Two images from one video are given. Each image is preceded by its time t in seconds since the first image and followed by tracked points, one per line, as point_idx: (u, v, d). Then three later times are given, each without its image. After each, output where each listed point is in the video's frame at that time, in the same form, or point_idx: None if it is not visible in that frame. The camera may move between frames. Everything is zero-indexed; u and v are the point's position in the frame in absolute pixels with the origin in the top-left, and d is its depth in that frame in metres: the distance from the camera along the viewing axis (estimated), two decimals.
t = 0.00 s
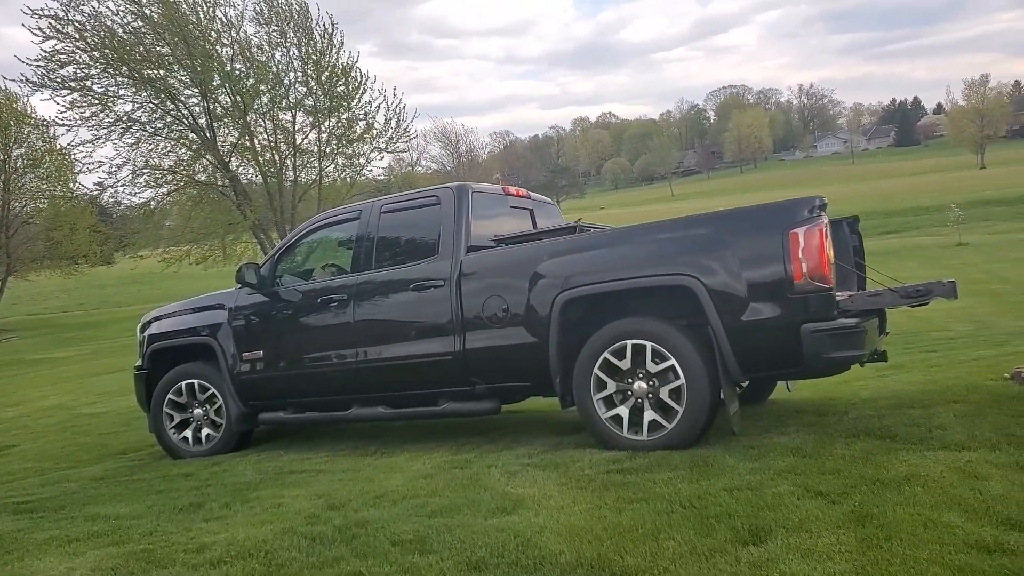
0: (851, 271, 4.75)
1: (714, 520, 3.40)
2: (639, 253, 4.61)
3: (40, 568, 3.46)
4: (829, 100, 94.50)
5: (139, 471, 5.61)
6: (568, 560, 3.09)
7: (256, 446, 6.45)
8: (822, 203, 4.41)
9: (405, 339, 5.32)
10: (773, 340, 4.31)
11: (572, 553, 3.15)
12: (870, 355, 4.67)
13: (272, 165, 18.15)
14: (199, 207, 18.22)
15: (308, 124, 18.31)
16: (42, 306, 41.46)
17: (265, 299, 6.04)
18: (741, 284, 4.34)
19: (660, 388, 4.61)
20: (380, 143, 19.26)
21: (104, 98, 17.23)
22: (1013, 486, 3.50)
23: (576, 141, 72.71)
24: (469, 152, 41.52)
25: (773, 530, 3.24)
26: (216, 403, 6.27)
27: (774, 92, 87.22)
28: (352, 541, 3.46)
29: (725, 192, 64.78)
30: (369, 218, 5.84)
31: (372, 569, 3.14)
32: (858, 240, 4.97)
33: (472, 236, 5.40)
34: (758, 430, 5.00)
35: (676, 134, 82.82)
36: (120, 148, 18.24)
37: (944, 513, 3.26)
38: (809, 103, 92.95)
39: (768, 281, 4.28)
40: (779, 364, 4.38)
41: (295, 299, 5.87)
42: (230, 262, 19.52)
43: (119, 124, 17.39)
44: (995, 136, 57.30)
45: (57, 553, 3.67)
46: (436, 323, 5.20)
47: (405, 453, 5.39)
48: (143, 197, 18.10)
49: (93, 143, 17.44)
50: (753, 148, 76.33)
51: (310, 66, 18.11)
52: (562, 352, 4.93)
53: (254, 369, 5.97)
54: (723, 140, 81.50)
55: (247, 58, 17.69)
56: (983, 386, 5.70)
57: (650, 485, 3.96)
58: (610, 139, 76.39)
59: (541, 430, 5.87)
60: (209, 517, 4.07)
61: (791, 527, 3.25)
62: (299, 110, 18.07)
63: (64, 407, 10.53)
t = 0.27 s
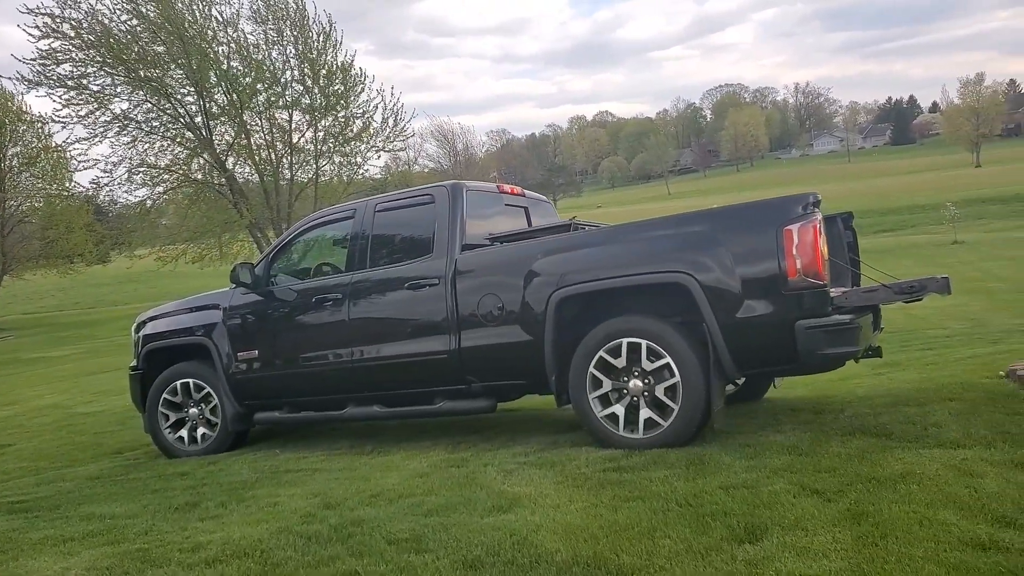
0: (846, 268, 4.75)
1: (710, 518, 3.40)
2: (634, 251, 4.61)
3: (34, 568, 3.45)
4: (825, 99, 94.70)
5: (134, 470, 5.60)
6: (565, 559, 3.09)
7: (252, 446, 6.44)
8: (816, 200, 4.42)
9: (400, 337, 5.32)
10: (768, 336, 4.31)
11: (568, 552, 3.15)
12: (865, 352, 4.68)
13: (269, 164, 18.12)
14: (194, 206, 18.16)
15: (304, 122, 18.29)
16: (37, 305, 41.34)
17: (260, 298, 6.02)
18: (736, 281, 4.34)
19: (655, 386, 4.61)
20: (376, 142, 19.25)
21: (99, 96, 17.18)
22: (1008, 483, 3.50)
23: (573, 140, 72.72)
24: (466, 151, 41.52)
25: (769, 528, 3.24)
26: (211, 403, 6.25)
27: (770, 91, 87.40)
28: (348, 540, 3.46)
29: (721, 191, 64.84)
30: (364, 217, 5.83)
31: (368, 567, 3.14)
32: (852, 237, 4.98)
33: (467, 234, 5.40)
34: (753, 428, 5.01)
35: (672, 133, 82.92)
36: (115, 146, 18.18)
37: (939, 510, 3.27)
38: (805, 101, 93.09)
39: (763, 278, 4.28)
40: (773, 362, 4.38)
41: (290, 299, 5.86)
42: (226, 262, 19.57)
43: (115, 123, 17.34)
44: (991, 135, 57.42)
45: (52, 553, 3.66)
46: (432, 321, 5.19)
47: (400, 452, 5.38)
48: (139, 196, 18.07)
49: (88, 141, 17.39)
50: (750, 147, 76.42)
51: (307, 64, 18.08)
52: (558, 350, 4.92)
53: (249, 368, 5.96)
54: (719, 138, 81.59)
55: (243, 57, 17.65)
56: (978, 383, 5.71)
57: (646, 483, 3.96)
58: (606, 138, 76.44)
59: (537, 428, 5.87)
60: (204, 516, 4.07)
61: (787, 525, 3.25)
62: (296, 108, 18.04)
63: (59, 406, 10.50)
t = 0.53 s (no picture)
0: (845, 267, 4.76)
1: (709, 516, 3.41)
2: (632, 250, 4.61)
3: (33, 568, 3.45)
4: (824, 97, 94.72)
5: (134, 470, 5.60)
6: (563, 557, 3.09)
7: (251, 445, 6.45)
8: (815, 199, 4.42)
9: (399, 337, 5.32)
10: (766, 335, 4.32)
11: (567, 550, 3.15)
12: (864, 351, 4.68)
13: (267, 164, 18.11)
14: (192, 206, 18.16)
15: (302, 122, 18.30)
16: (35, 306, 41.29)
17: (259, 298, 6.03)
18: (734, 280, 4.35)
19: (654, 385, 4.61)
20: (374, 141, 19.24)
21: (97, 96, 17.18)
22: (1005, 480, 3.51)
23: (571, 139, 72.73)
24: (464, 150, 41.52)
25: (767, 526, 3.25)
26: (210, 402, 6.26)
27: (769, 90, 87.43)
28: (347, 539, 3.47)
29: (720, 189, 64.84)
30: (362, 217, 5.84)
31: (367, 566, 3.15)
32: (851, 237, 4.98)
33: (466, 234, 5.40)
34: (752, 427, 5.02)
35: (671, 132, 82.93)
36: (113, 147, 18.19)
37: (937, 507, 3.28)
38: (804, 100, 93.10)
39: (761, 277, 4.29)
40: (771, 360, 4.39)
41: (288, 298, 5.86)
42: (225, 261, 19.27)
43: (113, 123, 17.35)
44: (989, 132, 57.46)
45: (51, 553, 3.67)
46: (430, 321, 5.20)
47: (399, 451, 5.39)
48: (137, 196, 18.07)
49: (86, 141, 17.39)
50: (748, 145, 76.44)
51: (305, 64, 18.09)
52: (557, 349, 4.93)
53: (248, 368, 5.96)
54: (718, 137, 81.63)
55: (242, 57, 17.65)
56: (975, 381, 5.72)
57: (644, 481, 3.97)
58: (605, 137, 76.46)
59: (537, 427, 5.88)
60: (204, 516, 4.07)
61: (785, 523, 3.26)
62: (294, 108, 18.04)
63: (58, 407, 10.50)
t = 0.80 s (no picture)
0: (843, 264, 4.76)
1: (707, 514, 3.41)
2: (632, 247, 4.60)
3: (32, 568, 3.45)
4: (823, 93, 94.66)
5: (132, 469, 5.60)
6: (562, 555, 3.09)
7: (250, 444, 6.44)
8: (814, 196, 4.41)
9: (397, 335, 5.31)
10: (765, 332, 4.31)
11: (565, 548, 3.16)
12: (863, 347, 4.68)
13: (265, 162, 18.07)
14: (191, 205, 18.14)
15: (300, 120, 18.27)
16: (34, 306, 41.26)
17: (257, 297, 6.02)
18: (732, 277, 4.34)
19: (652, 382, 4.61)
20: (373, 139, 19.21)
21: (95, 95, 17.15)
22: (1005, 477, 3.51)
23: (570, 136, 72.69)
24: (462, 148, 41.48)
25: (766, 523, 3.25)
26: (209, 401, 6.25)
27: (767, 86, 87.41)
28: (346, 537, 3.46)
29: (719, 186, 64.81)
30: (360, 215, 5.83)
31: (366, 565, 3.14)
32: (850, 233, 4.98)
33: (464, 232, 5.39)
34: (751, 424, 5.02)
35: (669, 129, 82.90)
36: (112, 146, 18.17)
37: (936, 504, 3.28)
38: (802, 96, 93.05)
39: (759, 274, 4.28)
40: (770, 357, 4.38)
41: (286, 297, 5.86)
42: (224, 260, 19.22)
43: (110, 122, 17.33)
44: (988, 128, 57.44)
45: (50, 553, 3.66)
46: (429, 319, 5.20)
47: (397, 450, 5.38)
48: (136, 195, 18.05)
49: (84, 140, 17.37)
50: (747, 141, 76.41)
51: (303, 62, 18.07)
52: (555, 346, 4.92)
53: (247, 366, 5.95)
54: (717, 134, 81.61)
55: (240, 55, 17.64)
56: (973, 377, 5.72)
57: (643, 479, 3.97)
58: (603, 134, 76.44)
59: (535, 425, 5.87)
60: (202, 515, 4.07)
61: (784, 520, 3.26)
62: (292, 106, 18.02)
63: (57, 407, 10.48)
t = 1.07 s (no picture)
0: (843, 271, 4.75)
1: (705, 520, 3.40)
2: (633, 250, 4.59)
3: (26, 564, 3.43)
4: (824, 100, 94.77)
5: (128, 466, 5.58)
6: (558, 559, 3.08)
7: (247, 442, 6.42)
8: (814, 203, 4.41)
9: (397, 336, 5.30)
10: (765, 338, 4.31)
11: (561, 553, 3.15)
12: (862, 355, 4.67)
13: (267, 160, 18.05)
14: (192, 202, 18.13)
15: (303, 118, 18.26)
16: (33, 300, 41.22)
17: (256, 295, 6.01)
18: (732, 282, 4.34)
19: (651, 387, 4.60)
20: (374, 138, 19.20)
21: (98, 91, 17.15)
22: (1003, 488, 3.51)
23: (571, 139, 72.75)
24: (464, 149, 41.51)
25: (763, 530, 3.24)
26: (207, 399, 6.23)
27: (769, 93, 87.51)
28: (341, 538, 3.45)
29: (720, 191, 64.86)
30: (361, 215, 5.82)
31: (360, 566, 3.13)
32: (849, 241, 4.97)
33: (465, 233, 5.38)
34: (749, 430, 5.01)
35: (671, 133, 82.99)
36: (114, 142, 18.16)
37: (934, 514, 3.27)
38: (804, 103, 93.16)
39: (759, 280, 4.28)
40: (769, 363, 4.38)
41: (286, 295, 5.84)
42: (224, 257, 19.21)
43: (113, 118, 17.32)
44: (988, 138, 57.52)
45: (44, 549, 3.65)
46: (429, 320, 5.19)
47: (394, 450, 5.36)
48: (137, 190, 18.05)
49: (87, 136, 17.37)
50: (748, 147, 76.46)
51: (306, 61, 18.07)
52: (554, 349, 4.92)
53: (246, 364, 5.94)
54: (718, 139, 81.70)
55: (244, 53, 17.64)
56: (972, 387, 5.71)
57: (641, 484, 3.96)
58: (605, 137, 76.52)
59: (533, 428, 5.86)
60: (198, 513, 4.05)
61: (781, 528, 3.25)
62: (295, 104, 18.02)
63: (54, 402, 10.45)
